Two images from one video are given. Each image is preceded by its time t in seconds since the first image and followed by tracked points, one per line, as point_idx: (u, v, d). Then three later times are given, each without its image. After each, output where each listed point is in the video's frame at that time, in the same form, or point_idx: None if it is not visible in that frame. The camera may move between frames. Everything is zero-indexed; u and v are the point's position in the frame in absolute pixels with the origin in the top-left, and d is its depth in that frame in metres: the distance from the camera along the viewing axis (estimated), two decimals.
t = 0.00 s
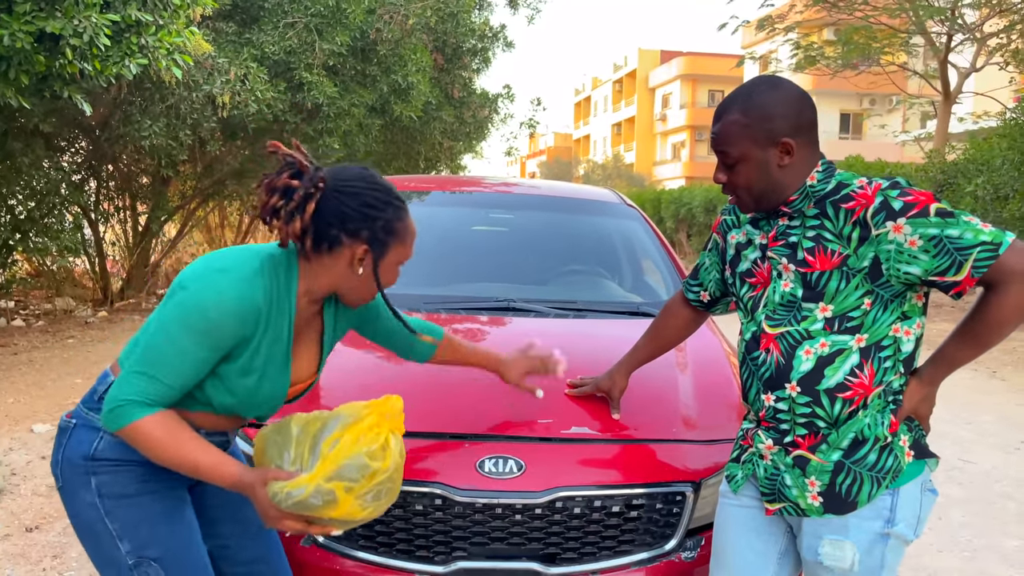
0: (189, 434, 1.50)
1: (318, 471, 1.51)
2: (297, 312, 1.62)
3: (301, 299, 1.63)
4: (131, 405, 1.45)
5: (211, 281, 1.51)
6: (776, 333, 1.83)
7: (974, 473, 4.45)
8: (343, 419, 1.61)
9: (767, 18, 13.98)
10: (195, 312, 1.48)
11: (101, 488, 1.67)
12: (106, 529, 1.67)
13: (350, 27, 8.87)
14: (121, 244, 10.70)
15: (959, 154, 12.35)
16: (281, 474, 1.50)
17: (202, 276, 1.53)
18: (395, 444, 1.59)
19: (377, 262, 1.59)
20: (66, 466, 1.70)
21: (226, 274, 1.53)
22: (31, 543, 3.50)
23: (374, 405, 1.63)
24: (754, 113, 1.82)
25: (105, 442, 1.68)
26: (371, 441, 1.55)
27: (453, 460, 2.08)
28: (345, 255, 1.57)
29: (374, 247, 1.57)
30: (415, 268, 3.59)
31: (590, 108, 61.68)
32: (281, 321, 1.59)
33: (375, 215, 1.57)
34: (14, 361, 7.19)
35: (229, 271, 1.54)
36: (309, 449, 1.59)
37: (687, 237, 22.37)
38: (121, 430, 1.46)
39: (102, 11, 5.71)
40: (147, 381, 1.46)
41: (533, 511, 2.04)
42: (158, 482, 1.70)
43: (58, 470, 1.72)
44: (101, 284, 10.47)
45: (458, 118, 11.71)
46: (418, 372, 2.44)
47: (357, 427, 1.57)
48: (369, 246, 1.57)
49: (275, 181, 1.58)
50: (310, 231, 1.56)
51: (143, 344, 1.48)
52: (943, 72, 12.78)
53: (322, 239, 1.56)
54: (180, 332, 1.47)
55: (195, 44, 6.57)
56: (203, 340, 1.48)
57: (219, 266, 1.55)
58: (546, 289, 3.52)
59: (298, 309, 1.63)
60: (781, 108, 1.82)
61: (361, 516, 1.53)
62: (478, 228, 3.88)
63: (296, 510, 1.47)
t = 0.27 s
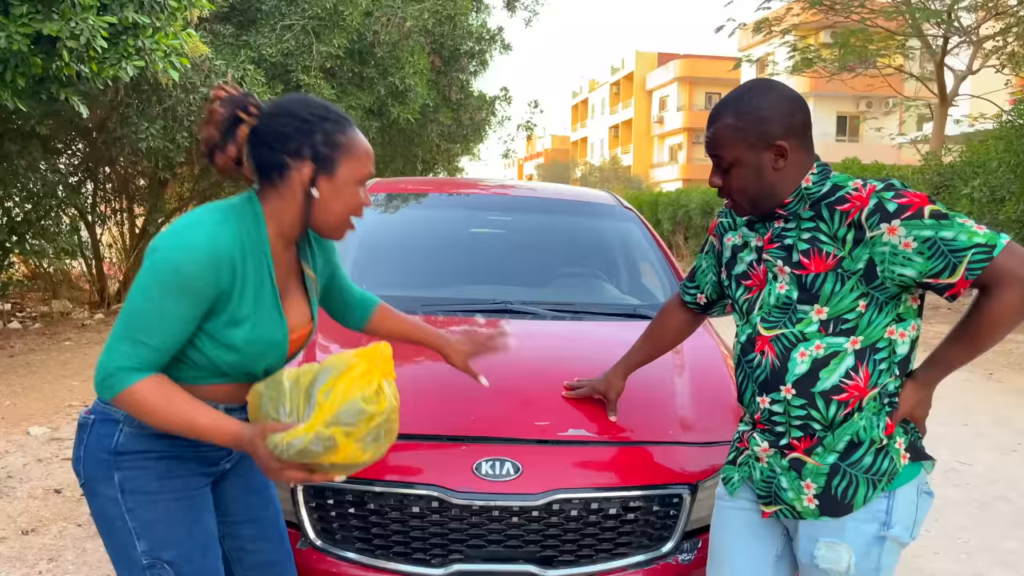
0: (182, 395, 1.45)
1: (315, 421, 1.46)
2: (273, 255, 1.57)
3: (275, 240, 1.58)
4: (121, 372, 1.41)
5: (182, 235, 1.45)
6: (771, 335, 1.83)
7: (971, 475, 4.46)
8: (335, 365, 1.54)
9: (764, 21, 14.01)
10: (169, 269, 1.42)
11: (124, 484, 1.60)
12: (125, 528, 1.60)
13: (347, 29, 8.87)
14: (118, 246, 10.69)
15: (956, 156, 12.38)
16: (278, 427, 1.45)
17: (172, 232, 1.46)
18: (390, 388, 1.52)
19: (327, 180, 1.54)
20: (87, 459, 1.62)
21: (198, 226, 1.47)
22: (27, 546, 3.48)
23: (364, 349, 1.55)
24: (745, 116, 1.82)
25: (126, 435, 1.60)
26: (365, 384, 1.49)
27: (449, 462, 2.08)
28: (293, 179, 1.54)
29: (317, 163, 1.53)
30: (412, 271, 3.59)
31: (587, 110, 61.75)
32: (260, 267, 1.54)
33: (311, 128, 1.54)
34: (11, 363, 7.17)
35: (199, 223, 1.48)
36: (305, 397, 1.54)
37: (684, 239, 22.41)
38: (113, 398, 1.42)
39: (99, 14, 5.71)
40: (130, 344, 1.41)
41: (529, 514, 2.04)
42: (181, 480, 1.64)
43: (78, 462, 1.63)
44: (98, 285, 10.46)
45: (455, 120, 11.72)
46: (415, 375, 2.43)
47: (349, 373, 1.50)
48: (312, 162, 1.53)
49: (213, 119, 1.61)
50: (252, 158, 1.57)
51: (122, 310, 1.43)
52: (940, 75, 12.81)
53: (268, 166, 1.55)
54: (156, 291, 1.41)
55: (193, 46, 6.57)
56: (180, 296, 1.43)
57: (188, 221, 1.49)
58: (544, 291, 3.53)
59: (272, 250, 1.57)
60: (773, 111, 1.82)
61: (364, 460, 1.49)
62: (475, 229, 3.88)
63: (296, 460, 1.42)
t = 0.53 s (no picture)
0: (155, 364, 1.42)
1: (300, 379, 1.44)
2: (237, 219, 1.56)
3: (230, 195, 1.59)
4: (90, 341, 1.37)
5: (145, 200, 1.44)
6: (766, 338, 1.82)
7: (968, 477, 4.46)
8: (318, 328, 1.52)
9: (761, 23, 14.03)
10: (132, 233, 1.40)
11: (136, 488, 1.57)
12: (133, 535, 1.57)
13: (344, 31, 8.86)
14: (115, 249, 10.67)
15: (953, 158, 12.39)
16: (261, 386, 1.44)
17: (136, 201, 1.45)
18: (376, 353, 1.51)
19: (274, 128, 1.58)
20: (97, 461, 1.58)
21: (161, 191, 1.46)
22: (21, 550, 3.47)
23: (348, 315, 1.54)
24: (742, 118, 1.82)
25: (139, 436, 1.56)
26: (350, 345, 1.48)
27: (443, 465, 2.07)
28: (241, 131, 1.57)
29: (262, 112, 1.57)
30: (408, 274, 3.58)
31: (585, 112, 61.79)
32: (226, 232, 1.52)
33: (254, 79, 1.58)
34: (7, 366, 7.15)
35: (162, 189, 1.47)
36: (286, 358, 1.51)
37: (682, 240, 22.42)
38: (83, 370, 1.38)
39: (95, 16, 5.70)
40: (96, 311, 1.38)
41: (524, 517, 2.03)
42: (193, 485, 1.62)
43: (88, 459, 1.59)
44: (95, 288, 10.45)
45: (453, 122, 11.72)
46: (409, 377, 2.43)
47: (332, 335, 1.48)
48: (257, 112, 1.57)
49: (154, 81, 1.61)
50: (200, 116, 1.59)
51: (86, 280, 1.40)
52: (937, 76, 12.81)
53: (217, 122, 1.58)
54: (122, 257, 1.39)
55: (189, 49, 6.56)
56: (147, 259, 1.40)
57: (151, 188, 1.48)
58: (540, 293, 3.52)
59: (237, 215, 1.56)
60: (770, 112, 1.82)
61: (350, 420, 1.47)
62: (470, 231, 3.87)
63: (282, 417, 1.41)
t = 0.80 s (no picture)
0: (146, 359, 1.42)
1: (298, 367, 1.43)
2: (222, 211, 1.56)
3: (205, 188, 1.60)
4: (79, 338, 1.36)
5: (129, 195, 1.44)
6: (762, 340, 1.82)
7: (966, 478, 4.45)
8: (314, 320, 1.52)
9: (758, 25, 14.05)
10: (117, 228, 1.40)
11: (141, 499, 1.55)
12: (135, 548, 1.55)
13: (341, 34, 8.86)
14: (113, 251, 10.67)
15: (950, 160, 12.40)
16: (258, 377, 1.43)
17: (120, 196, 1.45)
18: (373, 346, 1.51)
19: (246, 121, 1.57)
20: (98, 472, 1.56)
21: (145, 186, 1.45)
22: (18, 554, 3.47)
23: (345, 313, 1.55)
24: (738, 118, 1.82)
25: (141, 445, 1.56)
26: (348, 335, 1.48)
27: (439, 469, 2.07)
28: (213, 125, 1.57)
29: (234, 105, 1.57)
30: (405, 276, 3.58)
31: (583, 113, 61.84)
32: (212, 224, 1.52)
33: (227, 72, 1.58)
34: (4, 369, 7.14)
35: (146, 184, 1.47)
36: (284, 350, 1.51)
37: (680, 242, 22.43)
38: (73, 369, 1.37)
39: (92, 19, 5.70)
40: (84, 308, 1.38)
41: (520, 520, 2.03)
42: (197, 495, 1.61)
43: (87, 471, 1.57)
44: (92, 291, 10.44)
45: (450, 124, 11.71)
46: (406, 381, 2.42)
47: (328, 327, 1.49)
48: (229, 106, 1.57)
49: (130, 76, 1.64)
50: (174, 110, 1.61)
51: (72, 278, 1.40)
52: (933, 78, 12.82)
53: (191, 116, 1.58)
54: (107, 253, 1.39)
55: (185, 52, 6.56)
56: (133, 253, 1.40)
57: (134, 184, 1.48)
58: (537, 295, 3.52)
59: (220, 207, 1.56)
60: (766, 113, 1.82)
61: (349, 408, 1.46)
62: (468, 234, 3.87)
63: (280, 404, 1.39)
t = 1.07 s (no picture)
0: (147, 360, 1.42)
1: (304, 367, 1.43)
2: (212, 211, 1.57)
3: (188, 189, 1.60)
4: (80, 340, 1.36)
5: (124, 196, 1.44)
6: (760, 343, 1.82)
7: (966, 479, 4.45)
8: (318, 321, 1.53)
9: (756, 26, 14.06)
10: (113, 230, 1.40)
11: (141, 505, 1.55)
12: (134, 555, 1.55)
13: (339, 36, 8.86)
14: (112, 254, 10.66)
15: (949, 161, 12.40)
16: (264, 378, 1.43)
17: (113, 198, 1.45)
18: (376, 347, 1.52)
19: (231, 121, 1.58)
20: (97, 478, 1.55)
21: (139, 186, 1.46)
22: (17, 557, 3.47)
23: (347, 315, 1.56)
24: (735, 120, 1.83)
25: (141, 450, 1.55)
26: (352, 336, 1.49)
27: (437, 471, 2.07)
28: (199, 125, 1.58)
29: (219, 106, 1.57)
30: (404, 279, 3.58)
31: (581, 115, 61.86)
32: (204, 223, 1.53)
33: (212, 72, 1.58)
34: (3, 373, 7.13)
35: (138, 185, 1.47)
36: (288, 350, 1.51)
37: (679, 243, 22.44)
38: (75, 371, 1.37)
39: (90, 22, 5.71)
40: (83, 310, 1.38)
41: (519, 522, 2.03)
42: (197, 501, 1.62)
43: (83, 477, 1.56)
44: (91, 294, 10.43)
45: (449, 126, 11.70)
46: (404, 382, 2.43)
47: (332, 328, 1.50)
48: (214, 106, 1.57)
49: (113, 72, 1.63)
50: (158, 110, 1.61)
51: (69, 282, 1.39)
52: (931, 79, 12.83)
53: (177, 116, 1.59)
54: (105, 255, 1.39)
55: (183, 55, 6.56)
56: (131, 253, 1.40)
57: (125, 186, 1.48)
58: (536, 297, 3.52)
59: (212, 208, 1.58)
60: (765, 114, 1.82)
61: (354, 409, 1.46)
62: (466, 236, 3.87)
63: (286, 404, 1.40)
